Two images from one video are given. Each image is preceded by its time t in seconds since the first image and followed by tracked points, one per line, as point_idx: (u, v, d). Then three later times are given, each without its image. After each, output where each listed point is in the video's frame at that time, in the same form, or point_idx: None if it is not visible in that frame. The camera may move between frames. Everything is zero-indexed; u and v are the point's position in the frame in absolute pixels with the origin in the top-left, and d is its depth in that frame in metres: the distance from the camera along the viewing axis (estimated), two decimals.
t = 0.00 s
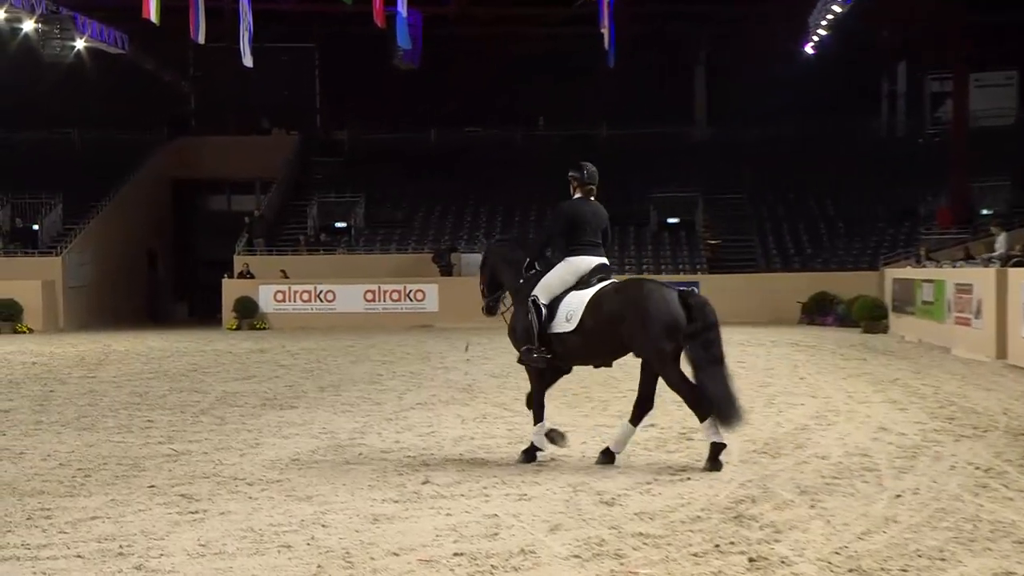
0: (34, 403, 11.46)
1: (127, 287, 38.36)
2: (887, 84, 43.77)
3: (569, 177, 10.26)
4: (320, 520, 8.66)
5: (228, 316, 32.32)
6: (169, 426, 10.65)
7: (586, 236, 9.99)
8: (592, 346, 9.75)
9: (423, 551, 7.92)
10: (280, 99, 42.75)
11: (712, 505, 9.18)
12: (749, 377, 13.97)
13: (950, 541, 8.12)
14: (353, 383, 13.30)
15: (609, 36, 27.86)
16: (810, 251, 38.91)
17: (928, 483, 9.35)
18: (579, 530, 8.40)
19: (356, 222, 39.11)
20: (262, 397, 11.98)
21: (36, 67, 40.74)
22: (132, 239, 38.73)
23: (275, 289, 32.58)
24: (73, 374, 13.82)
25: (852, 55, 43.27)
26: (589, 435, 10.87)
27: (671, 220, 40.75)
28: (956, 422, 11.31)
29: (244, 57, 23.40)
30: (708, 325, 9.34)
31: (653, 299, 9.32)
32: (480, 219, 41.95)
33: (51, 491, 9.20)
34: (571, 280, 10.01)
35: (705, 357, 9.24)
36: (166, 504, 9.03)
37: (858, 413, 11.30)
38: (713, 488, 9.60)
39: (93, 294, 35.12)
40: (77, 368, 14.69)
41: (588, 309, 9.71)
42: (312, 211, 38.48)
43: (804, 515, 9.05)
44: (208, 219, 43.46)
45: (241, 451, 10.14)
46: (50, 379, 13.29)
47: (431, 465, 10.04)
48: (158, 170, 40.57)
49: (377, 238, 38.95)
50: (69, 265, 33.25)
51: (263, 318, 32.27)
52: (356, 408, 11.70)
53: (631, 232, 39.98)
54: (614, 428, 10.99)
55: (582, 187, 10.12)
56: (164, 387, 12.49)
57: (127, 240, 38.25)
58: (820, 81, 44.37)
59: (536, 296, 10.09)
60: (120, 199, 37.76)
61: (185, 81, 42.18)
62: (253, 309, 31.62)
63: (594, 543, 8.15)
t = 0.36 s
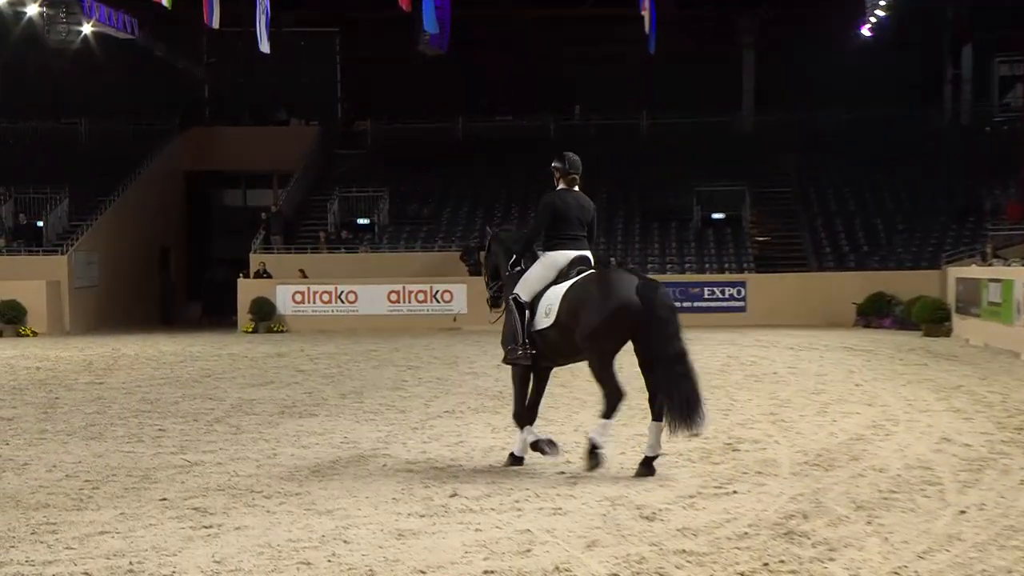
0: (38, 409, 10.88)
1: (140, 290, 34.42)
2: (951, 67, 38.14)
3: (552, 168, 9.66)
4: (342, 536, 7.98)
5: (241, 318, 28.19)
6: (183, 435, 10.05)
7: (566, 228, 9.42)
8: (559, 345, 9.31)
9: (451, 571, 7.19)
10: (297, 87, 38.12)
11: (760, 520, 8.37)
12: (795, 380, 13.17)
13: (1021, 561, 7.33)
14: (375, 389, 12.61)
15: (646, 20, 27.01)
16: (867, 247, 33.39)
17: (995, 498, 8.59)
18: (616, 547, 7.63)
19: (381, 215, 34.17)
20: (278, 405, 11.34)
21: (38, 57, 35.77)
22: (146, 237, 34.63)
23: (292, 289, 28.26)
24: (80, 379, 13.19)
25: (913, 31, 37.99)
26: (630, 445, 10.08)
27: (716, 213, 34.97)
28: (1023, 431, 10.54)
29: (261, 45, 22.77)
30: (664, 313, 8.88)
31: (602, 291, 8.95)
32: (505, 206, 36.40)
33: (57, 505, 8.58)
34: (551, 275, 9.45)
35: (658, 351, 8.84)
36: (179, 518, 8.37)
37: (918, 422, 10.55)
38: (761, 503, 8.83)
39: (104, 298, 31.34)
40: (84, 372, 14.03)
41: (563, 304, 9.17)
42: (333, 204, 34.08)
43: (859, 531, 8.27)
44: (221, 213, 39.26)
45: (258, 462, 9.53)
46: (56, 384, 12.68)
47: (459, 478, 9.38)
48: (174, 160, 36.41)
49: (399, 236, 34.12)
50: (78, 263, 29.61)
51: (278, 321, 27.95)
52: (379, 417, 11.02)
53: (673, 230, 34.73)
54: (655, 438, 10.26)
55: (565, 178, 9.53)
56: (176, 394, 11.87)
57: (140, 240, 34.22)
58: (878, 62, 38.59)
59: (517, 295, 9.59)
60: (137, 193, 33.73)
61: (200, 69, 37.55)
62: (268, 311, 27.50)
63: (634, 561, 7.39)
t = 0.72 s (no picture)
0: (38, 417, 10.37)
1: (141, 292, 32.00)
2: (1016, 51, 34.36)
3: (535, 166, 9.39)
4: (361, 552, 7.38)
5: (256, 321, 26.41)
6: (193, 444, 9.50)
7: (548, 228, 9.09)
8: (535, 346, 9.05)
9: None
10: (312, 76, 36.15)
11: (806, 537, 7.69)
12: (842, 386, 12.42)
13: None
14: (395, 398, 12.00)
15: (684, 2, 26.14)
16: (921, 245, 30.49)
17: None
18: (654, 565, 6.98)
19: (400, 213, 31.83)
20: (293, 413, 10.77)
21: (39, 41, 34.35)
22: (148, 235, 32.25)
23: (309, 289, 26.33)
24: (82, 386, 12.65)
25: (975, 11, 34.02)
26: (669, 456, 9.42)
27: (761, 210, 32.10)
28: None
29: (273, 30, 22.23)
30: (629, 323, 8.40)
31: (568, 295, 8.68)
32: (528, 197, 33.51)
33: (58, 519, 8.00)
34: (532, 276, 9.18)
35: (617, 358, 8.38)
36: (187, 533, 7.79)
37: (976, 432, 9.89)
38: (807, 518, 8.16)
39: (104, 302, 29.24)
40: (87, 378, 13.48)
41: (535, 305, 8.94)
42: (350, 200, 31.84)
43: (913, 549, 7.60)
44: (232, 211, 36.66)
45: (271, 473, 8.97)
46: (57, 392, 12.14)
47: (485, 491, 8.79)
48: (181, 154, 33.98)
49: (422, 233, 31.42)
50: (78, 262, 27.73)
51: (294, 325, 26.17)
52: (400, 426, 10.44)
53: (714, 227, 31.63)
54: (693, 448, 9.63)
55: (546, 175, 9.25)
56: (185, 401, 11.32)
57: (141, 239, 31.82)
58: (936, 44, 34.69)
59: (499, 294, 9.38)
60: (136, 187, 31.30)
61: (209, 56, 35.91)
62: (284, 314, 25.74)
63: None
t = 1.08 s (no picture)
0: (30, 428, 9.83)
1: (144, 297, 29.67)
2: None
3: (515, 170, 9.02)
4: (375, 572, 6.73)
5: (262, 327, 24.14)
6: (196, 457, 8.92)
7: (530, 234, 8.78)
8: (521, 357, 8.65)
9: None
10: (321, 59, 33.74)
11: (854, 557, 6.99)
12: (890, 395, 11.65)
13: None
14: (412, 407, 11.36)
15: None
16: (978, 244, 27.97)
17: None
18: None
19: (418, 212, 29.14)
20: (302, 424, 10.18)
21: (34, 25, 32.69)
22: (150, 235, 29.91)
23: (321, 291, 24.08)
24: (79, 395, 12.09)
25: None
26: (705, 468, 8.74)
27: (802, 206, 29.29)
28: None
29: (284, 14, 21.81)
30: (608, 330, 7.93)
31: (547, 306, 8.17)
32: (549, 190, 31.36)
33: (52, 536, 7.40)
34: (514, 284, 8.86)
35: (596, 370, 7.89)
36: (190, 551, 7.18)
37: None
38: (854, 538, 7.44)
39: (102, 307, 27.04)
40: (84, 386, 12.89)
41: (518, 316, 8.50)
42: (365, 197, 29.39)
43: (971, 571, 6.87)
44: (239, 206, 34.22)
45: (279, 488, 8.38)
46: (52, 401, 11.59)
47: (508, 507, 8.16)
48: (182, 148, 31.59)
49: (438, 231, 28.99)
50: (73, 265, 25.52)
51: (302, 329, 23.91)
52: (416, 438, 9.85)
53: (751, 225, 29.31)
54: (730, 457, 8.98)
55: (527, 177, 8.88)
56: (188, 411, 10.76)
57: (142, 239, 29.49)
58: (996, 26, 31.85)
59: (483, 305, 9.07)
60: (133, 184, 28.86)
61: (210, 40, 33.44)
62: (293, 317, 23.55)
63: None
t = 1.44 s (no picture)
0: (25, 444, 9.27)
1: (143, 304, 28.19)
2: None
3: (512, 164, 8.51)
4: None
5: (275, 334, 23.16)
6: (203, 475, 8.29)
7: (529, 231, 8.26)
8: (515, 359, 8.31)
9: None
10: (342, 51, 32.94)
11: None
12: (951, 409, 10.80)
13: None
14: (435, 421, 10.68)
15: None
16: None
17: None
18: None
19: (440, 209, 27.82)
20: (317, 439, 9.56)
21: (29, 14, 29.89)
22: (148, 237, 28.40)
23: (338, 296, 23.08)
24: (77, 408, 11.53)
25: None
26: (751, 488, 7.93)
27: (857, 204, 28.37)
28: None
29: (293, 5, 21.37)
30: (595, 326, 7.61)
31: (534, 301, 7.90)
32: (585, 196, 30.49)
33: (51, 560, 6.71)
34: (517, 285, 8.39)
35: (585, 368, 7.61)
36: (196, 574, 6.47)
37: None
38: (916, 563, 6.52)
39: (104, 314, 25.97)
40: (83, 399, 12.29)
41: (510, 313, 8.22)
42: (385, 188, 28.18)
43: None
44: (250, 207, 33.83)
45: (293, 508, 7.72)
46: (50, 414, 11.05)
47: (538, 528, 7.35)
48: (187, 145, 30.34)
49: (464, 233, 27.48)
50: (72, 269, 24.48)
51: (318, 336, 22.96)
52: (440, 454, 9.17)
53: (803, 224, 28.41)
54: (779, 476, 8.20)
55: (526, 172, 8.38)
56: (193, 426, 10.14)
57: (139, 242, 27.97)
58: None
59: (484, 305, 8.62)
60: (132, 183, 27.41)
61: (220, 31, 32.34)
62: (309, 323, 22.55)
63: None
